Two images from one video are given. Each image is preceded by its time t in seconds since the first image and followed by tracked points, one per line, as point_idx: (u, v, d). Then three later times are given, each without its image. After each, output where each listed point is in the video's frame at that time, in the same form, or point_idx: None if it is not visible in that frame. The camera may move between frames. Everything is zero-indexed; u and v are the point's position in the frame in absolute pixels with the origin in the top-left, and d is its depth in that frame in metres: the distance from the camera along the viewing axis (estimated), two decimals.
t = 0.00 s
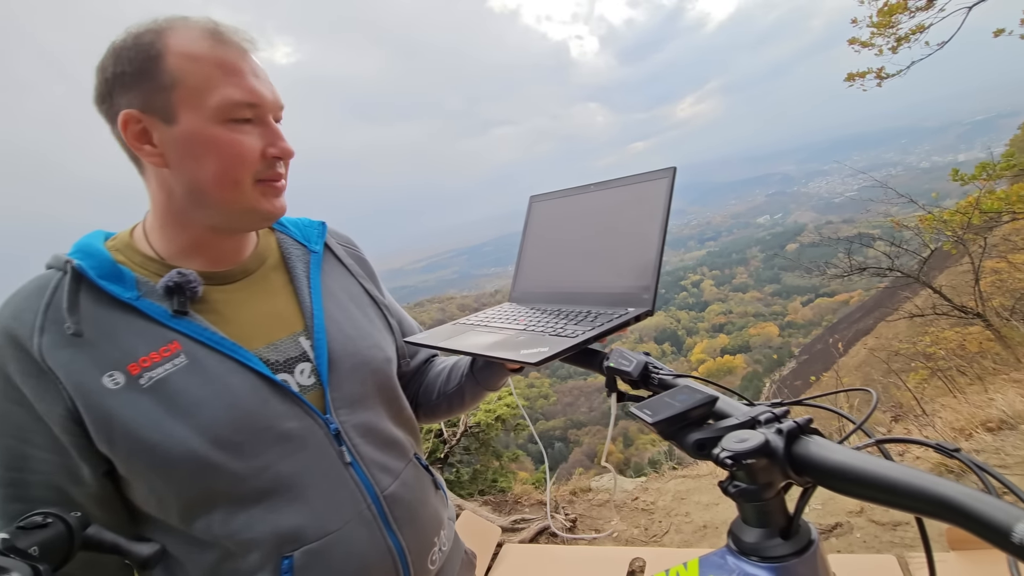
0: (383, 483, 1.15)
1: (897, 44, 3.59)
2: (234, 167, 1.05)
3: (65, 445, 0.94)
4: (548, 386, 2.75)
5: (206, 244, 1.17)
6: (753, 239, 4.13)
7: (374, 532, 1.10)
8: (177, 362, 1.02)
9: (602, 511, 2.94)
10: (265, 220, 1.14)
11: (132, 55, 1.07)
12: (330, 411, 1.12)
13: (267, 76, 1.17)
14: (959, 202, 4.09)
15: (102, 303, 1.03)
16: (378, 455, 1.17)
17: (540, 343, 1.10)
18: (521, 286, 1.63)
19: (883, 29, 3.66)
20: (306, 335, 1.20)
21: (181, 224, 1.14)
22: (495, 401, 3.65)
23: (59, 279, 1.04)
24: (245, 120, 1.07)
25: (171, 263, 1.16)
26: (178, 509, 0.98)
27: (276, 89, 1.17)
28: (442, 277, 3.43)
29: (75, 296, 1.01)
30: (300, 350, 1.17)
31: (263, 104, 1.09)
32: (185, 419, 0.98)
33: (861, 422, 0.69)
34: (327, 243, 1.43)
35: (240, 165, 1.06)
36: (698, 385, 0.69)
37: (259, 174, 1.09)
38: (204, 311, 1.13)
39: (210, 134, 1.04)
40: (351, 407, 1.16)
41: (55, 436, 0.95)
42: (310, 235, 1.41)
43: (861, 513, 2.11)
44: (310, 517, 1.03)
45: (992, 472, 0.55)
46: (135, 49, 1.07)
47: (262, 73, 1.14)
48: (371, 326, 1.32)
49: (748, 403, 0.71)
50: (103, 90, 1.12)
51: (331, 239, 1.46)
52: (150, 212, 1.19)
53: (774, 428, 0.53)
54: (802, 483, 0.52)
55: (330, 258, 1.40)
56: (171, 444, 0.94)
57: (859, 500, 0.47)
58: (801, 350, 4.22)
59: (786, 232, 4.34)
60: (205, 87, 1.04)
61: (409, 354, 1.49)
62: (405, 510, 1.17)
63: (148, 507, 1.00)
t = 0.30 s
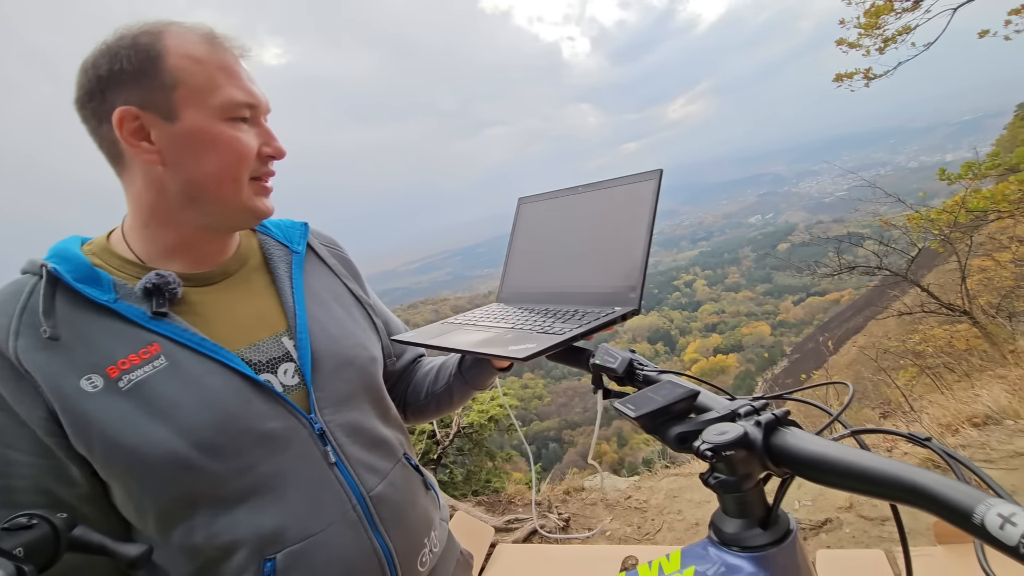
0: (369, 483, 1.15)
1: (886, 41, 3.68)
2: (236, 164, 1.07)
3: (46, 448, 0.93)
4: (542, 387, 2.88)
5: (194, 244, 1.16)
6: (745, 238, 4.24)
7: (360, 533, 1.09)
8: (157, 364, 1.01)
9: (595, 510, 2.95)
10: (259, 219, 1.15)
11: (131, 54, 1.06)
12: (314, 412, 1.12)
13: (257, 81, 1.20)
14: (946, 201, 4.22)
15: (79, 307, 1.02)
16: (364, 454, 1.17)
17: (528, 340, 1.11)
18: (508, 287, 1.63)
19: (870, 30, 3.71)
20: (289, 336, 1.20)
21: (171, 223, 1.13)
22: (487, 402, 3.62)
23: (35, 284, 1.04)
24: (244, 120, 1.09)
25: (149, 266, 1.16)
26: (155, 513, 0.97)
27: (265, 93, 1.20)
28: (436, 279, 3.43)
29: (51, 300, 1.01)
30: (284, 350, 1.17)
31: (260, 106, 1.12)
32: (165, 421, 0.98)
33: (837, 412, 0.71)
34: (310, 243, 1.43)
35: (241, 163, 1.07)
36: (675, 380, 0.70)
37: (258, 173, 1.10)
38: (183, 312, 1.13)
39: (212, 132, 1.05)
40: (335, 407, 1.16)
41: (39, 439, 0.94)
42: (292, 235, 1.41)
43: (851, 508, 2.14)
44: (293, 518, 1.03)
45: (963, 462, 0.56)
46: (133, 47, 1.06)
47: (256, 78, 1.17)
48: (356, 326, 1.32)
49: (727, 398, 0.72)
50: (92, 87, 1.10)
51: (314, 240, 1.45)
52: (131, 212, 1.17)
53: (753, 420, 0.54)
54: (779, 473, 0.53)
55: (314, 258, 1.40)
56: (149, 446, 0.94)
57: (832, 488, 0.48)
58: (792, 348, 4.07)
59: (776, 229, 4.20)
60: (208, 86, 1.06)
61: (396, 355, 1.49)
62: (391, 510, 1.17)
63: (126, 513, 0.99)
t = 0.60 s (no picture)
0: (364, 483, 1.14)
1: (871, 44, 3.73)
2: (219, 164, 1.06)
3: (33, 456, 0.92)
4: (535, 388, 2.96)
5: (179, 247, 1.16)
6: (735, 238, 4.35)
7: (357, 533, 1.09)
8: (147, 368, 1.01)
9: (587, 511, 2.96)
10: (244, 221, 1.15)
11: (111, 57, 1.06)
12: (307, 413, 1.12)
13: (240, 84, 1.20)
14: (931, 200, 4.26)
15: (66, 312, 1.02)
16: (358, 456, 1.17)
17: (518, 341, 1.11)
18: (496, 289, 1.64)
19: (855, 32, 3.77)
20: (279, 339, 1.20)
21: (155, 225, 1.12)
22: (478, 404, 3.61)
23: (19, 289, 1.02)
24: (226, 121, 1.09)
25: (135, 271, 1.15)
26: (149, 519, 0.96)
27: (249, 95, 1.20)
28: (427, 281, 3.43)
29: (37, 305, 1.00)
30: (274, 353, 1.17)
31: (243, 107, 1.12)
32: (156, 425, 0.97)
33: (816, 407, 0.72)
34: (296, 248, 1.43)
35: (224, 163, 1.06)
36: (659, 380, 0.71)
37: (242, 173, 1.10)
38: (171, 316, 1.12)
39: (193, 132, 1.04)
40: (328, 409, 1.16)
41: (24, 448, 0.92)
42: (278, 240, 1.40)
43: (839, 505, 2.16)
44: (289, 521, 1.02)
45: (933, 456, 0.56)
46: (113, 50, 1.06)
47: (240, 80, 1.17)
48: (345, 329, 1.32)
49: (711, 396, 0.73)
50: (73, 91, 1.09)
51: (300, 245, 1.45)
52: (116, 217, 1.16)
53: (734, 419, 0.55)
54: (761, 470, 0.54)
55: (300, 263, 1.40)
56: (142, 450, 0.93)
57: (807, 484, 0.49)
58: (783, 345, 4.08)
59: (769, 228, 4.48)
60: (189, 87, 1.05)
61: (385, 358, 1.49)
62: (387, 510, 1.17)
63: (117, 521, 0.98)
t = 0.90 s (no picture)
0: (358, 482, 1.15)
1: (862, 43, 3.76)
2: (147, 157, 1.02)
3: (18, 457, 0.90)
4: (531, 387, 2.97)
5: (155, 248, 1.14)
6: (730, 237, 4.72)
7: (352, 532, 1.10)
8: (138, 366, 1.01)
9: (582, 509, 2.96)
10: (201, 213, 1.10)
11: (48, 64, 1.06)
12: (300, 412, 1.12)
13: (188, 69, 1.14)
14: (922, 199, 4.25)
15: (56, 310, 1.01)
16: (352, 454, 1.17)
17: (511, 340, 1.12)
18: (487, 290, 1.64)
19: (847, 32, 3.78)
20: (271, 338, 1.20)
21: (122, 229, 1.11)
22: (473, 404, 3.63)
23: (8, 288, 1.01)
24: (154, 111, 1.04)
25: (126, 270, 1.14)
26: (141, 519, 0.94)
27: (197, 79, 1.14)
28: (422, 282, 3.43)
29: (27, 304, 0.99)
30: (266, 352, 1.16)
31: (172, 91, 1.07)
32: (148, 423, 0.96)
33: (801, 405, 0.73)
34: (288, 251, 1.43)
35: (152, 154, 1.02)
36: (648, 378, 0.72)
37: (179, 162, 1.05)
38: (163, 316, 1.12)
39: (116, 126, 1.01)
40: (320, 408, 1.16)
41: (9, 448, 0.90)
42: (269, 243, 1.40)
43: (832, 502, 2.17)
44: (283, 519, 1.02)
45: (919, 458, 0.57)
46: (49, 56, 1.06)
47: (178, 63, 1.12)
48: (336, 330, 1.32)
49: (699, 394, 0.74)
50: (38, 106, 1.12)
51: (291, 247, 1.45)
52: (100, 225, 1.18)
53: (721, 416, 0.55)
54: (747, 466, 0.55)
55: (291, 265, 1.40)
56: (133, 448, 0.92)
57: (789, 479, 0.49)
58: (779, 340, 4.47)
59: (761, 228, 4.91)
60: (108, 81, 1.02)
61: (377, 360, 1.49)
62: (381, 509, 1.17)
63: (107, 521, 0.96)
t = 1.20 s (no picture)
0: (347, 482, 1.15)
1: (855, 42, 3.82)
2: (64, 168, 0.99)
3: (14, 450, 0.90)
4: (527, 386, 3.00)
5: (134, 253, 1.14)
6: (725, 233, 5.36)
7: (339, 532, 1.10)
8: (130, 364, 1.01)
9: (577, 507, 2.97)
10: (138, 214, 1.05)
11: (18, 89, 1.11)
12: (291, 411, 1.13)
13: (109, 57, 1.06)
14: (915, 198, 4.29)
15: (52, 308, 1.01)
16: (342, 455, 1.17)
17: (504, 338, 1.12)
18: (481, 289, 1.64)
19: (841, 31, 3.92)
20: (265, 338, 1.20)
21: (101, 239, 1.13)
22: (469, 402, 3.65)
23: (5, 286, 1.02)
24: (62, 117, 1.00)
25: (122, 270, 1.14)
26: (130, 515, 0.94)
27: (113, 67, 1.05)
28: (420, 281, 3.45)
29: (23, 302, 1.00)
30: (259, 351, 1.17)
31: (75, 89, 1.00)
32: (139, 421, 0.96)
33: (787, 400, 0.74)
34: (285, 250, 1.43)
35: (68, 164, 0.99)
36: (639, 376, 0.73)
37: (95, 167, 1.00)
38: (157, 314, 1.12)
39: (38, 142, 1.01)
40: (312, 407, 1.17)
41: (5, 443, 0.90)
42: (267, 242, 1.41)
43: (824, 498, 2.19)
44: (271, 519, 1.02)
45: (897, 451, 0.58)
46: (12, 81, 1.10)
47: (94, 53, 1.04)
48: (331, 329, 1.32)
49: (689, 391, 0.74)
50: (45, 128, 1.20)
51: (289, 247, 1.45)
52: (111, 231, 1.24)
53: (707, 412, 0.56)
54: (733, 461, 0.56)
55: (288, 264, 1.40)
56: (122, 445, 0.92)
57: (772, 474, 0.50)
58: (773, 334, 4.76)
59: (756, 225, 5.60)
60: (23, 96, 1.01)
61: (373, 360, 1.50)
62: (371, 509, 1.18)
63: (97, 517, 0.96)
